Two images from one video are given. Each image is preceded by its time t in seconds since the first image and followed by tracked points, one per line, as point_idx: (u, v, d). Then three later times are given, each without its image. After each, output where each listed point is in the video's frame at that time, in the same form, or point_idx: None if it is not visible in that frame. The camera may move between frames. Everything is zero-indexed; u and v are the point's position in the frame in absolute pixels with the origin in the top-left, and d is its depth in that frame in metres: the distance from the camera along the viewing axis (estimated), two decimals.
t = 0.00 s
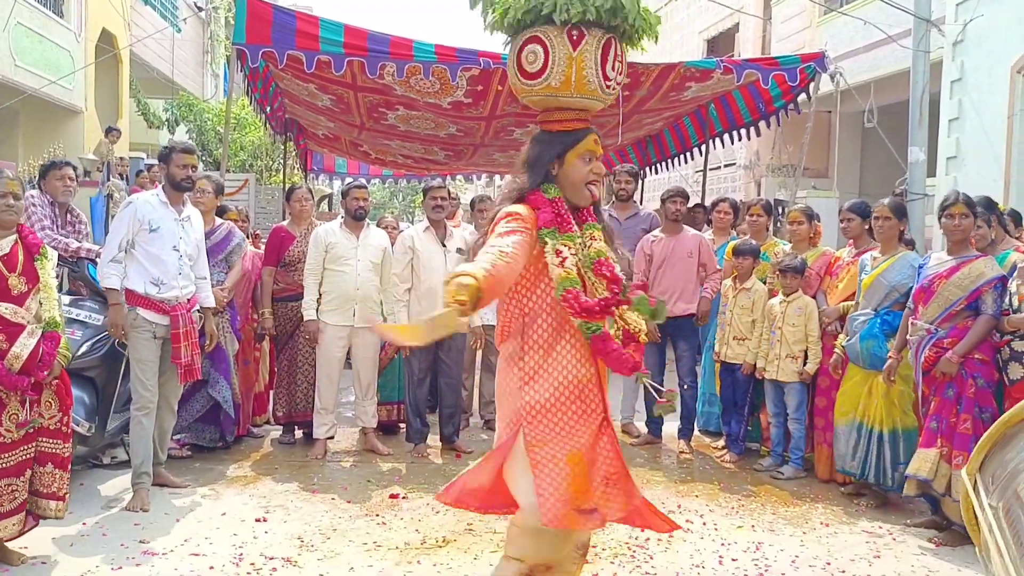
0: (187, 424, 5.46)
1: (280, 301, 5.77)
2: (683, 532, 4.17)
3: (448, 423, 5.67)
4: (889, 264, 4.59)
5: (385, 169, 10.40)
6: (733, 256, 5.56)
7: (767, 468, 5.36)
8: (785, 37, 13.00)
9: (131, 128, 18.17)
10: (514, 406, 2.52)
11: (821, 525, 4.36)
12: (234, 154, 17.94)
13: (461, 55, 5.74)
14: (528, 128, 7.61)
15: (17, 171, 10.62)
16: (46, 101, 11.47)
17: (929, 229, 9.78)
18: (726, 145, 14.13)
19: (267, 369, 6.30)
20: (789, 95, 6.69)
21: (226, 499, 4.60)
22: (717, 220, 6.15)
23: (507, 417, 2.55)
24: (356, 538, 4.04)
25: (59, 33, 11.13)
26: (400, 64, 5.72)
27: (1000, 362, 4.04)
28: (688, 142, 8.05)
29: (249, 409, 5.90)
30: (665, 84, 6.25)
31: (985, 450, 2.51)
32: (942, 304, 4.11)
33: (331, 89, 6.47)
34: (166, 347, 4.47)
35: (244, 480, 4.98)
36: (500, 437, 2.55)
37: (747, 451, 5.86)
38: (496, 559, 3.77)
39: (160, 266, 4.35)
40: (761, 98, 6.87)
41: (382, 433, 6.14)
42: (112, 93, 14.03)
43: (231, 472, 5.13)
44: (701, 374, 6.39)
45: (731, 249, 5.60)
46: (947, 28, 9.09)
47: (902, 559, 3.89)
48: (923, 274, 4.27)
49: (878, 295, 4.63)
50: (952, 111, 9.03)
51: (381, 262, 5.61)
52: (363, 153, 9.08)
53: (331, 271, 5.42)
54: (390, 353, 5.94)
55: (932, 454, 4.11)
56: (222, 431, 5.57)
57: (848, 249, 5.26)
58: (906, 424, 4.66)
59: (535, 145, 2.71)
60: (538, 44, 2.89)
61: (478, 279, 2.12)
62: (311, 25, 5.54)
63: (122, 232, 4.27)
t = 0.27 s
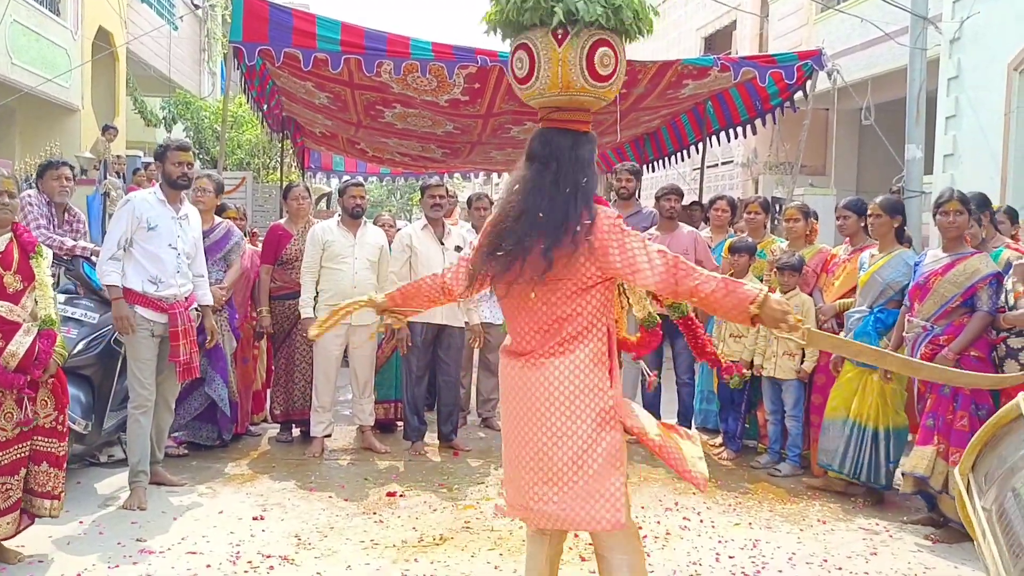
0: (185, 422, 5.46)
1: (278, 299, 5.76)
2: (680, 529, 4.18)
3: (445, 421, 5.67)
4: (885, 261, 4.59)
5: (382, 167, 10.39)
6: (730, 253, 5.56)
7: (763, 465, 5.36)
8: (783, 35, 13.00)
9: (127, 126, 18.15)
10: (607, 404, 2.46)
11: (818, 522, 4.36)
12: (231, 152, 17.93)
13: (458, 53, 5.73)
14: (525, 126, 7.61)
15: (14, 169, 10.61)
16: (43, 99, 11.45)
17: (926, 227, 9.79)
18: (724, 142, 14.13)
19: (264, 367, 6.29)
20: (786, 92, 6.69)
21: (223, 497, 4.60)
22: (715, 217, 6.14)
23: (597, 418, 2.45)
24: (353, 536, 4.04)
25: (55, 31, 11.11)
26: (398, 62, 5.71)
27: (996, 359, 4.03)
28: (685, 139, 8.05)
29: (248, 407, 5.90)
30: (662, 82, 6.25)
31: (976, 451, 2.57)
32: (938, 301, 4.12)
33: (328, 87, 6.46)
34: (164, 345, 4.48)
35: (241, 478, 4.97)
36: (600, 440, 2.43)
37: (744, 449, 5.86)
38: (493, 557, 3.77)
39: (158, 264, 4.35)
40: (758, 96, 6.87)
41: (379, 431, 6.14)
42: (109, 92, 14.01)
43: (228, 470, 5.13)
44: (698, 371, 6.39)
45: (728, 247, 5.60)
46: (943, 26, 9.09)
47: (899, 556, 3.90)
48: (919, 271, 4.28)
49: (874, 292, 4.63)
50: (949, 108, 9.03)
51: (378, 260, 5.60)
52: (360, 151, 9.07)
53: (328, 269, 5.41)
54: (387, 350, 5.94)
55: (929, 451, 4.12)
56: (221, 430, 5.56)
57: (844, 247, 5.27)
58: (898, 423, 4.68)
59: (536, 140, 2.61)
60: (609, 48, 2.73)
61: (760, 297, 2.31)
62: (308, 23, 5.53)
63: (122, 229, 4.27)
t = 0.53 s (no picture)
0: (184, 421, 5.46)
1: (275, 297, 5.75)
2: (677, 527, 4.18)
3: (442, 419, 5.67)
4: (879, 260, 4.59)
5: (379, 164, 10.38)
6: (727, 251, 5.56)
7: (762, 462, 5.36)
8: (780, 32, 12.99)
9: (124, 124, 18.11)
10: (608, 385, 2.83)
11: (815, 520, 4.37)
12: (228, 150, 17.91)
13: (454, 51, 5.73)
14: (522, 124, 7.60)
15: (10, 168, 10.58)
16: (39, 97, 11.43)
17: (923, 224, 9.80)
18: (721, 140, 14.13)
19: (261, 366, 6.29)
20: (782, 90, 6.69)
21: (221, 496, 4.60)
22: (713, 215, 6.13)
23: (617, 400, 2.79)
24: (351, 535, 4.04)
25: (51, 29, 11.09)
26: (394, 60, 5.71)
27: (991, 356, 4.04)
28: (682, 137, 8.05)
29: (248, 405, 5.89)
30: (659, 80, 6.25)
31: (963, 453, 2.53)
32: (935, 298, 4.12)
33: (324, 85, 6.46)
34: (162, 344, 4.49)
35: (239, 477, 4.97)
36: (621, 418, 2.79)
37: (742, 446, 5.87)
38: (490, 555, 3.77)
39: (157, 263, 4.34)
40: (754, 93, 6.87)
41: (376, 430, 6.14)
42: (106, 89, 13.98)
43: (225, 469, 5.13)
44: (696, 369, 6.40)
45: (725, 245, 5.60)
46: (940, 23, 9.10)
47: (896, 553, 3.91)
48: (916, 269, 4.28)
49: (865, 290, 4.63)
50: (945, 105, 9.04)
51: (375, 258, 5.60)
52: (357, 149, 9.06)
53: (324, 268, 5.41)
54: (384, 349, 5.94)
55: (926, 449, 4.12)
56: (219, 428, 5.58)
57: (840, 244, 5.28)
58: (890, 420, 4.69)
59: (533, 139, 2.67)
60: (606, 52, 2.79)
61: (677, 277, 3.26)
62: (305, 21, 5.52)
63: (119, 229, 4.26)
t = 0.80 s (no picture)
0: (185, 419, 5.46)
1: (273, 296, 5.75)
2: (676, 525, 4.19)
3: (441, 418, 5.68)
4: (876, 258, 4.60)
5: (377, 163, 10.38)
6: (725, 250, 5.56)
7: (760, 460, 5.37)
8: (778, 30, 13.00)
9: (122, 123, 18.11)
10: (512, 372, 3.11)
11: (813, 518, 4.38)
12: (226, 149, 17.90)
13: (453, 50, 5.74)
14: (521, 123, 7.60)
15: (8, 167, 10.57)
16: (38, 97, 11.42)
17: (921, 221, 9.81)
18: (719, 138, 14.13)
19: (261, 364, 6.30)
20: (779, 88, 6.70)
21: (220, 495, 4.60)
22: (713, 213, 6.12)
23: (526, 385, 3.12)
24: (350, 534, 4.04)
25: (49, 28, 11.08)
26: (393, 59, 5.71)
27: (989, 354, 4.04)
28: (680, 136, 8.06)
29: (250, 405, 5.89)
30: (657, 78, 6.25)
31: (971, 438, 2.54)
32: (933, 296, 4.13)
33: (323, 84, 6.46)
34: (160, 343, 4.49)
35: (238, 476, 4.98)
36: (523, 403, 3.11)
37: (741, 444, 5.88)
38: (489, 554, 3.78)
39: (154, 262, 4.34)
40: (752, 92, 6.87)
41: (375, 429, 6.15)
42: (104, 88, 13.97)
43: (225, 468, 5.14)
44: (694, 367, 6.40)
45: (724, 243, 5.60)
46: (938, 21, 9.12)
47: (894, 551, 3.92)
48: (916, 266, 4.28)
49: (860, 288, 4.64)
50: (943, 103, 9.05)
51: (374, 257, 5.60)
52: (355, 148, 9.06)
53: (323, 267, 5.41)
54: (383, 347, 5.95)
55: (923, 446, 4.14)
56: (220, 427, 5.59)
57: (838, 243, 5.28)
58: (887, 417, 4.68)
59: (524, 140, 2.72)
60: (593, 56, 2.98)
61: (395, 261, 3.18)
62: (303, 20, 5.52)
63: (117, 229, 4.25)
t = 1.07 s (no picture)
0: (183, 419, 5.46)
1: (272, 296, 5.75)
2: (674, 524, 4.19)
3: (440, 418, 5.68)
4: (877, 257, 4.60)
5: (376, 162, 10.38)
6: (724, 249, 5.56)
7: (759, 459, 5.38)
8: (777, 28, 12.99)
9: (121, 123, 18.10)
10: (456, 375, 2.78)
11: (811, 517, 4.38)
12: (225, 148, 17.91)
13: (452, 49, 5.74)
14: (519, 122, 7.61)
15: (7, 168, 10.57)
16: (36, 97, 11.42)
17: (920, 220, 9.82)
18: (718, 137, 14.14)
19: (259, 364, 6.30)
20: (778, 87, 6.70)
21: (219, 495, 4.61)
22: (712, 213, 6.12)
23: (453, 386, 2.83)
24: (348, 533, 4.05)
25: (48, 28, 11.07)
26: (391, 58, 5.71)
27: (988, 353, 4.03)
28: (679, 135, 8.06)
29: (248, 405, 5.90)
30: (656, 77, 6.25)
31: (968, 442, 2.52)
32: (932, 295, 4.13)
33: (321, 84, 6.46)
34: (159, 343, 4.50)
35: (237, 475, 4.98)
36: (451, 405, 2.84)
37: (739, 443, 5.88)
38: (487, 553, 3.78)
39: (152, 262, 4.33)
40: (750, 91, 6.88)
41: (374, 428, 6.16)
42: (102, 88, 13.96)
43: (223, 468, 5.14)
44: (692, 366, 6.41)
45: (722, 242, 5.59)
46: (936, 20, 9.12)
47: (892, 550, 3.92)
48: (915, 265, 4.28)
49: (861, 287, 4.64)
50: (942, 102, 9.06)
51: (372, 257, 5.60)
52: (354, 147, 9.06)
53: (322, 267, 5.41)
54: (382, 347, 5.95)
55: (921, 445, 4.15)
56: (218, 426, 5.60)
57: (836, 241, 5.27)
58: (886, 416, 4.69)
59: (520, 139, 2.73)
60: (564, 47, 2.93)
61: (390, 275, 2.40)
62: (302, 19, 5.51)
63: (115, 229, 4.25)
